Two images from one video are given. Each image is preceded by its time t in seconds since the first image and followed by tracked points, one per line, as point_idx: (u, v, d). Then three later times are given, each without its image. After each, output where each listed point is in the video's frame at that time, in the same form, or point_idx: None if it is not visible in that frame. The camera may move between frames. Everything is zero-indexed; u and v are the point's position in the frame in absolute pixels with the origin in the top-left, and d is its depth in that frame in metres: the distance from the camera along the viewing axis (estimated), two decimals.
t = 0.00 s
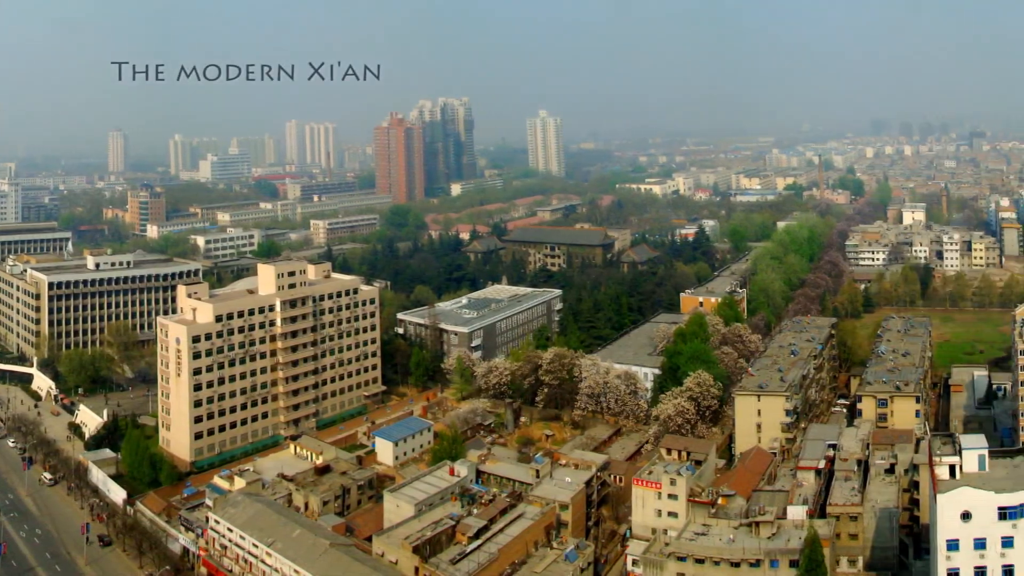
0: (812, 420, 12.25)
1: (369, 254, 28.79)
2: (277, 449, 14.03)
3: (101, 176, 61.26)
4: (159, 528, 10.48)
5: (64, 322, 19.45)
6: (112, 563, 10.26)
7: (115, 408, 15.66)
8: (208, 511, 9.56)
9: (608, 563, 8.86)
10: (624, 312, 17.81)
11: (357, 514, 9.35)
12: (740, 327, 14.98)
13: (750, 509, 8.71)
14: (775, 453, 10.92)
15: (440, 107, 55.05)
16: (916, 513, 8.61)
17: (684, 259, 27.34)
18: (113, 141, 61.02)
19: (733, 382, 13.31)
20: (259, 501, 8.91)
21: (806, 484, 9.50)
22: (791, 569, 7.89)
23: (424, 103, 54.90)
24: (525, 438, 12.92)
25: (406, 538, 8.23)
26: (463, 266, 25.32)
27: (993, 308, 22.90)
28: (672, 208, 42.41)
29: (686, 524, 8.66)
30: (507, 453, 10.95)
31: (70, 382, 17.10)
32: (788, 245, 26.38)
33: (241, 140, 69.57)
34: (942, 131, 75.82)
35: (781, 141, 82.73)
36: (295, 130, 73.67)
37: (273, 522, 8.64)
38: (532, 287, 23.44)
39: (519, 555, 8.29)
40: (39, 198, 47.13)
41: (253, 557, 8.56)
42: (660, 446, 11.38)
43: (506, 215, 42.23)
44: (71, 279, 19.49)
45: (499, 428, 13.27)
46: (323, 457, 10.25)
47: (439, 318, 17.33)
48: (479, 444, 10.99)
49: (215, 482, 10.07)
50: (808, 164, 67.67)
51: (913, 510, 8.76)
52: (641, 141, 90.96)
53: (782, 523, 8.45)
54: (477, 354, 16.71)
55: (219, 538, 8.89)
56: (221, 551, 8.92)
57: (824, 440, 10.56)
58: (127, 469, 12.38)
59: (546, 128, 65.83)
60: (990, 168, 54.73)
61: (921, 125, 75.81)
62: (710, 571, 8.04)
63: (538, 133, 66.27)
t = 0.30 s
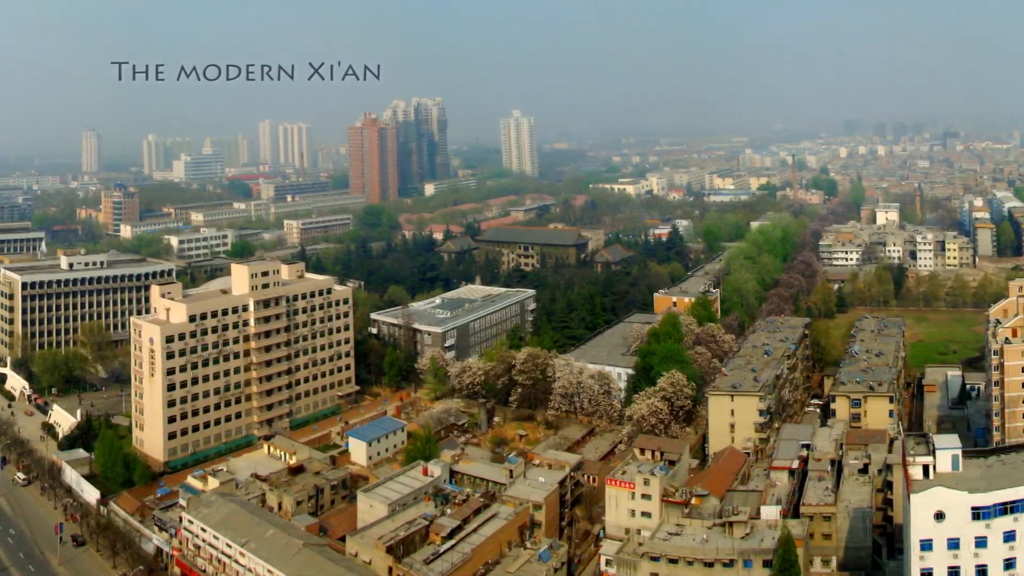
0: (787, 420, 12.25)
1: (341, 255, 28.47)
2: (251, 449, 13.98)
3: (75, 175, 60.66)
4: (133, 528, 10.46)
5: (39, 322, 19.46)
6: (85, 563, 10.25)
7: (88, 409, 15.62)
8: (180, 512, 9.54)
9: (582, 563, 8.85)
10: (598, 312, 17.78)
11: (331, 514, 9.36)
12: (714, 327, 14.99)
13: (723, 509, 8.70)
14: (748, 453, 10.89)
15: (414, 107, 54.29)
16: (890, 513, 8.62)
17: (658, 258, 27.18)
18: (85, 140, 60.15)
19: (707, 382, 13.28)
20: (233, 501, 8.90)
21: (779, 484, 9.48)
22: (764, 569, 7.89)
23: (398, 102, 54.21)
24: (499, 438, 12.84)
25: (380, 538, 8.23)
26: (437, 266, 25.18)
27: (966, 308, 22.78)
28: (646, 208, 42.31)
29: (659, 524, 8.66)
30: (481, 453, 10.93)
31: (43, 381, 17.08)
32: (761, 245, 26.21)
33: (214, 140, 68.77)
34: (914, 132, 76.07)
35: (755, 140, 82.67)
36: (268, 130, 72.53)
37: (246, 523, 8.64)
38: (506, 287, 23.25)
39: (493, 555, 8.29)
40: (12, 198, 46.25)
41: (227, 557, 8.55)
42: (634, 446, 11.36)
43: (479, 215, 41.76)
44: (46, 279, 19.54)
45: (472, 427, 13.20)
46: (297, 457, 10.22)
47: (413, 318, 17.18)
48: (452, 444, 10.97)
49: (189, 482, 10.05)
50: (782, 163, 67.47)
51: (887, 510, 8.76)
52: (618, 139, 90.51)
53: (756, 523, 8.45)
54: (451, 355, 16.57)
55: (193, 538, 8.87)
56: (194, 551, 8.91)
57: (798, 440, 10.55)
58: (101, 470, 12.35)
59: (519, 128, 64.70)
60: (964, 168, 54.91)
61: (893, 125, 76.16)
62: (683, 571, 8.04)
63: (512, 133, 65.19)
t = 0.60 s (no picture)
0: (761, 420, 12.21)
1: (314, 255, 28.13)
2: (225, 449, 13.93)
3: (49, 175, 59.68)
4: (106, 528, 10.45)
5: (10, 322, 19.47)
6: (59, 563, 10.25)
7: (61, 408, 15.55)
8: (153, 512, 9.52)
9: (555, 562, 8.84)
10: (571, 312, 17.72)
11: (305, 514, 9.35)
12: (687, 327, 14.97)
13: (697, 509, 8.69)
14: (722, 454, 10.85)
15: (387, 106, 52.86)
16: (863, 513, 8.62)
17: (631, 258, 26.99)
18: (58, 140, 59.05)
19: (680, 382, 13.23)
20: (206, 501, 8.89)
21: (753, 484, 9.46)
22: (738, 569, 7.90)
23: (370, 102, 52.56)
24: (472, 438, 12.76)
25: (354, 538, 8.23)
26: (410, 266, 24.99)
27: (940, 308, 22.59)
28: (619, 208, 42.15)
29: (633, 524, 8.65)
30: (455, 453, 10.90)
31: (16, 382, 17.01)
32: (734, 245, 25.99)
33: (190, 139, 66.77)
34: (888, 132, 76.51)
35: (728, 140, 82.59)
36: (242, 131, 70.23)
37: (220, 523, 8.64)
38: (478, 287, 23.03)
39: (466, 555, 8.29)
40: None
41: (201, 557, 8.55)
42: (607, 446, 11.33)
43: (452, 215, 41.28)
44: (18, 279, 19.58)
45: (445, 427, 13.11)
46: (269, 457, 10.21)
47: (386, 318, 17.07)
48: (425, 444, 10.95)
49: (162, 482, 10.02)
50: (755, 163, 67.06)
51: (860, 510, 8.75)
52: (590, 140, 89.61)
53: (729, 523, 8.45)
54: (423, 354, 16.49)
55: (166, 539, 8.87)
56: (167, 551, 8.90)
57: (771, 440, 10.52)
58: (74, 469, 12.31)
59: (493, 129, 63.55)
60: (937, 168, 55.29)
61: (867, 125, 76.38)
62: (657, 571, 8.04)
63: (485, 133, 63.90)
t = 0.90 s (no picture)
0: (734, 421, 12.19)
1: (288, 255, 27.89)
2: (199, 449, 13.90)
3: (22, 175, 58.80)
4: (79, 528, 10.42)
5: None
6: (31, 563, 10.22)
7: (34, 409, 15.49)
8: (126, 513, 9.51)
9: (528, 563, 8.83)
10: (544, 312, 17.69)
11: (278, 515, 9.36)
12: (661, 327, 14.95)
13: (671, 509, 8.69)
14: (695, 453, 10.83)
15: (359, 106, 51.51)
16: (836, 513, 8.63)
17: (604, 259, 26.87)
18: (31, 142, 58.48)
19: (654, 382, 13.21)
20: (179, 502, 8.88)
21: (726, 484, 9.45)
22: (711, 570, 7.90)
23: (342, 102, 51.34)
24: (446, 438, 12.71)
25: (327, 538, 8.24)
26: (383, 266, 24.89)
27: (913, 308, 22.52)
28: (593, 208, 42.09)
29: (606, 524, 8.64)
30: (429, 453, 10.88)
31: None
32: (708, 245, 25.85)
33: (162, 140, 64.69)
34: (861, 131, 78.10)
35: (702, 141, 82.74)
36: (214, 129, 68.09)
37: (194, 523, 8.64)
38: (452, 287, 22.91)
39: (440, 556, 8.29)
40: None
41: (174, 557, 8.54)
42: (580, 446, 11.32)
43: (426, 216, 40.69)
44: None
45: (419, 427, 13.03)
46: (243, 457, 10.20)
47: (359, 318, 17.04)
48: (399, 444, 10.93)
49: (135, 482, 10.01)
50: (727, 164, 66.79)
51: (834, 510, 8.75)
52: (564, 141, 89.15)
53: (702, 523, 8.44)
54: (397, 354, 16.48)
55: (139, 539, 8.86)
56: (140, 552, 8.89)
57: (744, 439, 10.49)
58: (47, 470, 12.28)
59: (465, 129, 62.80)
60: (911, 168, 55.53)
61: (841, 125, 76.72)
62: (630, 571, 8.04)
63: (458, 133, 63.10)
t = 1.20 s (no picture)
0: (708, 420, 12.18)
1: (261, 255, 27.69)
2: (172, 450, 13.89)
3: None
4: (52, 527, 10.40)
5: None
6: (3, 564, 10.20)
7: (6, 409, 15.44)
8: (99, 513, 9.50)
9: (502, 562, 8.83)
10: (518, 312, 17.67)
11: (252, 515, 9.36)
12: (635, 327, 14.94)
13: (645, 509, 8.67)
14: (669, 453, 10.81)
15: (334, 106, 50.42)
16: (810, 513, 8.62)
17: (578, 259, 26.78)
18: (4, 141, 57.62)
19: (628, 382, 13.20)
20: (152, 502, 8.88)
21: (700, 484, 9.44)
22: (684, 570, 7.90)
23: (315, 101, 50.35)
24: (420, 437, 12.68)
25: (300, 538, 8.24)
26: (357, 266, 24.84)
27: (887, 308, 22.48)
28: (566, 208, 41.98)
29: (579, 524, 8.63)
30: (402, 453, 10.86)
31: None
32: (682, 245, 25.78)
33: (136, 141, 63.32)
34: (835, 132, 78.65)
35: (675, 141, 82.97)
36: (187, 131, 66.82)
37: (167, 523, 8.64)
38: (426, 288, 22.84)
39: (414, 556, 8.29)
40: None
41: (147, 557, 8.54)
42: (553, 446, 11.31)
43: (399, 215, 40.59)
44: None
45: (393, 427, 12.99)
46: (216, 456, 10.19)
47: (333, 318, 16.99)
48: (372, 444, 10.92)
49: (108, 482, 9.99)
50: (700, 164, 66.68)
51: (807, 510, 8.75)
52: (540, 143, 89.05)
53: (676, 523, 8.44)
54: (371, 354, 16.43)
55: (112, 539, 8.86)
56: (113, 552, 8.89)
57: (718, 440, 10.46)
58: (20, 470, 12.25)
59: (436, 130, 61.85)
60: (885, 167, 55.80)
61: (813, 125, 77.17)
62: (604, 571, 8.04)
63: (431, 133, 62.05)
